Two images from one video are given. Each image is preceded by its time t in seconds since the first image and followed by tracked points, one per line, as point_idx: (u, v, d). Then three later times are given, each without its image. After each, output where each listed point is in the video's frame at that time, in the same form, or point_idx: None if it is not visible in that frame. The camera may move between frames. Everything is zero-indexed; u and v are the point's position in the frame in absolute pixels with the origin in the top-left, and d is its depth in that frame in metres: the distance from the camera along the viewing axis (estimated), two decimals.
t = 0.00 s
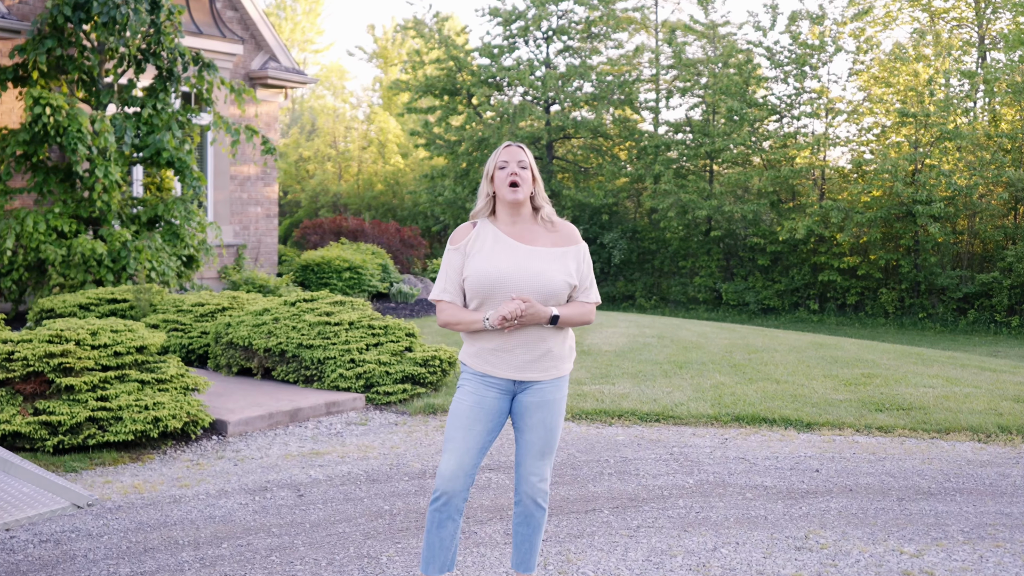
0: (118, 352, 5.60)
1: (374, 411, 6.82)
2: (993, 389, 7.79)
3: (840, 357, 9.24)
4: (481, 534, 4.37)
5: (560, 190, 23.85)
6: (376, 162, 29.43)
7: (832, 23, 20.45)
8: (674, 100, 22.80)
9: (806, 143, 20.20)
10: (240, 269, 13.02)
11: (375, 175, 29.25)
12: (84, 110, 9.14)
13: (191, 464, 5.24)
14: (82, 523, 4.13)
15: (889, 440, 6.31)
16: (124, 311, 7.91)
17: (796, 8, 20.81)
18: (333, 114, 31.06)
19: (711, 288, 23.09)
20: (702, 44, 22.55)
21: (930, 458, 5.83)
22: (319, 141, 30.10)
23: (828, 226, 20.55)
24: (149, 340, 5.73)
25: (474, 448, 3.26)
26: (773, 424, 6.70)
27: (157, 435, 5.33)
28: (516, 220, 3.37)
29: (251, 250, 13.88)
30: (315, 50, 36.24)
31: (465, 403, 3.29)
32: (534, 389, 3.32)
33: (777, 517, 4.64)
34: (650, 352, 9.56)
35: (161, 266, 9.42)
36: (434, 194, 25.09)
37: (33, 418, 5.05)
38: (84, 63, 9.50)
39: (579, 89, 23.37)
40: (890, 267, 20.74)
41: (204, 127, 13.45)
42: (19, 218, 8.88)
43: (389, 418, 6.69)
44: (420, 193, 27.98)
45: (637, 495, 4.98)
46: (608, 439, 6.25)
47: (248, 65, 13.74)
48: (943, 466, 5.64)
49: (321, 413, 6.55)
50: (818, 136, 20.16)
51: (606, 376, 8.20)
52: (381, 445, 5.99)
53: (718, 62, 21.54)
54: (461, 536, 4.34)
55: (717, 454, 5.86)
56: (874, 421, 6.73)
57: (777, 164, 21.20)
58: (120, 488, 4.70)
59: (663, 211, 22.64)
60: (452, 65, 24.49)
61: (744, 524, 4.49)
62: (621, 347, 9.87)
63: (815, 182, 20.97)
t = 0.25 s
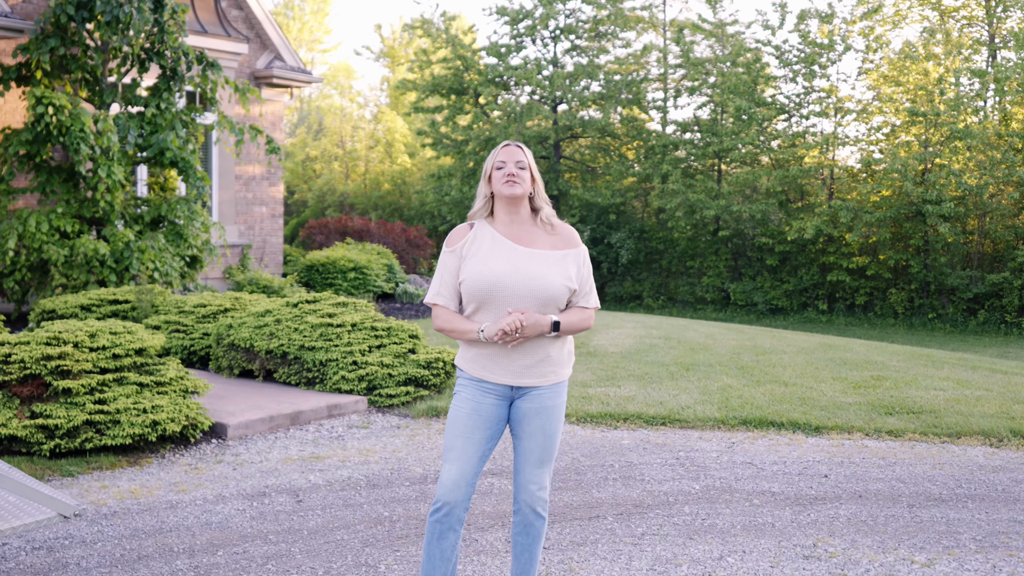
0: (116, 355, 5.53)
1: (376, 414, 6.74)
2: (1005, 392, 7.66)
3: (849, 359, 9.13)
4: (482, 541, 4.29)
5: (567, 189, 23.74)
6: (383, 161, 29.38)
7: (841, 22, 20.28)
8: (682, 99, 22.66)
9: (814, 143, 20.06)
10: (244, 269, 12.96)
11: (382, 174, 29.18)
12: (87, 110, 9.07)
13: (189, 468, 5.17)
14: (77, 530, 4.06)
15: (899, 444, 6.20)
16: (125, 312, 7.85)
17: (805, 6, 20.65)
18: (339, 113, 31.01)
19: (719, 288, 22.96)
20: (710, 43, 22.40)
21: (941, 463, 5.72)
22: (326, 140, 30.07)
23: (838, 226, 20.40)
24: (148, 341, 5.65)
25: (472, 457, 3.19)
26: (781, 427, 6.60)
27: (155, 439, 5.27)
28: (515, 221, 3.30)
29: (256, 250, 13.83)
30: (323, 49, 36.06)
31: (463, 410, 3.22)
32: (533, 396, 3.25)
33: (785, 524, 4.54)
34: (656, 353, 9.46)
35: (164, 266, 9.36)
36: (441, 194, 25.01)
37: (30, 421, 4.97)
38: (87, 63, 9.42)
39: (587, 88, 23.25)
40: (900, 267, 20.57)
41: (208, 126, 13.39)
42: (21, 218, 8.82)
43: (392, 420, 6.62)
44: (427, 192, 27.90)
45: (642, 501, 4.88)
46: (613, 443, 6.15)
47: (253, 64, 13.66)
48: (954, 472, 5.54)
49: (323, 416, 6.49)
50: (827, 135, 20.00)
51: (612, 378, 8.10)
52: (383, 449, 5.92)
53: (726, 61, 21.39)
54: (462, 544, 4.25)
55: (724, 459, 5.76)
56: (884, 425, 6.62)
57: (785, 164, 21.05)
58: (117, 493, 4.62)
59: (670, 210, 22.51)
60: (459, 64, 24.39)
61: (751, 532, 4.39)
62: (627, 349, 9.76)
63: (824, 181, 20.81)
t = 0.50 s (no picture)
0: (120, 357, 5.48)
1: (383, 417, 6.67)
2: (1022, 395, 7.52)
3: (862, 361, 8.99)
4: (486, 549, 4.20)
5: (578, 189, 23.63)
6: (394, 161, 29.35)
7: (855, 20, 20.10)
8: (694, 99, 22.53)
9: (827, 142, 19.90)
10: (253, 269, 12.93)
11: (393, 174, 29.15)
12: (94, 110, 9.04)
13: (191, 472, 5.11)
14: (75, 536, 4.01)
15: (913, 448, 6.08)
16: (132, 313, 7.83)
17: (818, 5, 20.47)
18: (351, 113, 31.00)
19: (731, 288, 22.81)
20: (722, 41, 22.25)
21: (956, 469, 5.59)
22: (338, 140, 30.08)
23: (851, 226, 20.22)
24: (151, 343, 5.59)
25: (474, 464, 3.11)
26: (793, 431, 6.49)
27: (157, 442, 5.23)
28: (517, 224, 3.22)
29: (266, 250, 13.80)
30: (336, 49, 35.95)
31: (464, 417, 3.15)
32: (536, 402, 3.17)
33: (796, 532, 4.43)
34: (667, 355, 9.35)
35: (172, 267, 9.32)
36: (452, 194, 24.95)
37: (31, 424, 4.91)
38: (95, 62, 9.38)
39: (598, 87, 23.14)
40: (914, 267, 20.37)
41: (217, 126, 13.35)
42: (28, 218, 8.80)
43: (398, 423, 6.54)
44: (438, 192, 27.85)
45: (651, 507, 4.79)
46: (621, 446, 6.06)
47: (263, 64, 13.61)
48: (969, 477, 5.41)
49: (328, 419, 6.43)
50: (841, 135, 19.83)
51: (622, 381, 8.00)
52: (388, 452, 5.84)
53: (739, 59, 21.25)
54: (465, 552, 4.16)
55: (734, 463, 5.65)
56: (898, 429, 6.50)
57: (798, 163, 20.89)
58: (117, 498, 4.56)
59: (682, 210, 22.38)
60: (470, 64, 24.31)
61: (761, 540, 4.29)
62: (638, 350, 9.66)
63: (837, 181, 20.63)
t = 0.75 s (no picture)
0: (125, 359, 5.43)
1: (391, 419, 6.60)
2: None
3: (879, 363, 8.84)
4: (490, 557, 4.10)
5: (593, 189, 23.51)
6: (409, 161, 29.33)
7: (872, 18, 19.86)
8: (710, 98, 22.36)
9: (844, 141, 19.71)
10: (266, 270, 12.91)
11: (408, 174, 29.11)
12: (105, 110, 9.02)
13: (194, 476, 5.06)
14: (75, 542, 3.96)
15: (930, 453, 5.95)
16: (140, 314, 7.81)
17: (835, 3, 20.26)
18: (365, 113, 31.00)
19: (747, 288, 22.62)
20: (738, 40, 22.04)
21: (973, 475, 5.45)
22: (353, 140, 30.10)
23: (868, 225, 20.02)
24: (156, 345, 5.55)
25: (476, 471, 3.01)
26: (807, 435, 6.37)
27: (161, 445, 5.18)
28: (519, 227, 3.15)
29: (278, 250, 13.79)
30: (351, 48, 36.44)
31: (467, 423, 3.05)
32: (540, 408, 3.06)
33: (809, 539, 4.32)
34: (681, 356, 9.24)
35: (182, 267, 9.30)
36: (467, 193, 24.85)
37: (34, 426, 4.87)
38: (107, 62, 9.37)
39: (614, 86, 23.00)
40: (932, 267, 20.11)
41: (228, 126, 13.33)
42: (39, 218, 8.79)
43: (406, 426, 6.47)
44: (452, 191, 27.80)
45: (660, 513, 4.69)
46: (632, 450, 5.96)
47: (275, 63, 13.59)
48: (988, 483, 5.28)
49: (336, 421, 6.37)
50: (858, 133, 19.61)
51: (634, 383, 7.89)
52: (395, 456, 5.77)
53: (755, 58, 21.05)
54: (470, 559, 4.08)
55: (747, 468, 5.54)
56: (914, 433, 6.36)
57: (815, 162, 20.67)
58: (119, 502, 4.52)
59: (697, 210, 22.23)
60: (485, 63, 24.24)
61: (773, 548, 4.19)
62: (651, 352, 9.54)
63: (854, 180, 20.40)
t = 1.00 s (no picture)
0: (130, 360, 5.39)
1: (399, 421, 6.53)
2: None
3: (896, 365, 8.69)
4: (494, 564, 4.01)
5: (610, 188, 23.38)
6: (425, 161, 29.31)
7: (892, 16, 19.62)
8: (727, 96, 22.18)
9: (863, 140, 19.48)
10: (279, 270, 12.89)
11: (424, 173, 29.08)
12: (116, 109, 9.01)
13: (198, 479, 5.00)
14: (73, 546, 3.91)
15: (947, 458, 5.81)
16: (150, 314, 7.80)
17: (854, 1, 20.03)
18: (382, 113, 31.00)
19: (764, 288, 22.42)
20: (756, 39, 21.84)
21: (992, 480, 5.31)
22: (369, 140, 30.12)
23: (887, 225, 19.79)
24: (162, 346, 5.50)
25: (475, 479, 2.93)
26: (823, 438, 6.24)
27: (166, 447, 5.14)
28: (522, 230, 3.04)
29: (292, 250, 13.77)
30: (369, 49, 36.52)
31: (466, 429, 2.96)
32: (541, 414, 2.97)
33: (821, 547, 4.21)
34: (695, 358, 9.12)
35: (193, 267, 9.27)
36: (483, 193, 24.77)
37: (38, 428, 4.84)
38: (119, 61, 9.36)
39: (630, 85, 22.86)
40: (952, 267, 19.84)
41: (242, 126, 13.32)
42: (50, 218, 8.79)
43: (414, 428, 6.39)
44: (468, 191, 27.74)
45: (669, 519, 4.58)
46: (643, 453, 5.85)
47: (289, 63, 13.57)
48: (1006, 489, 5.13)
49: (344, 423, 6.31)
50: (877, 132, 19.38)
51: (646, 385, 7.78)
52: (402, 459, 5.70)
53: (773, 57, 20.86)
54: (473, 567, 3.98)
55: (759, 473, 5.42)
56: (931, 437, 6.22)
57: (834, 162, 20.44)
58: (120, 505, 4.47)
59: (714, 210, 22.06)
60: (501, 62, 24.17)
61: (784, 555, 4.07)
62: (665, 353, 9.42)
63: (873, 180, 20.16)
